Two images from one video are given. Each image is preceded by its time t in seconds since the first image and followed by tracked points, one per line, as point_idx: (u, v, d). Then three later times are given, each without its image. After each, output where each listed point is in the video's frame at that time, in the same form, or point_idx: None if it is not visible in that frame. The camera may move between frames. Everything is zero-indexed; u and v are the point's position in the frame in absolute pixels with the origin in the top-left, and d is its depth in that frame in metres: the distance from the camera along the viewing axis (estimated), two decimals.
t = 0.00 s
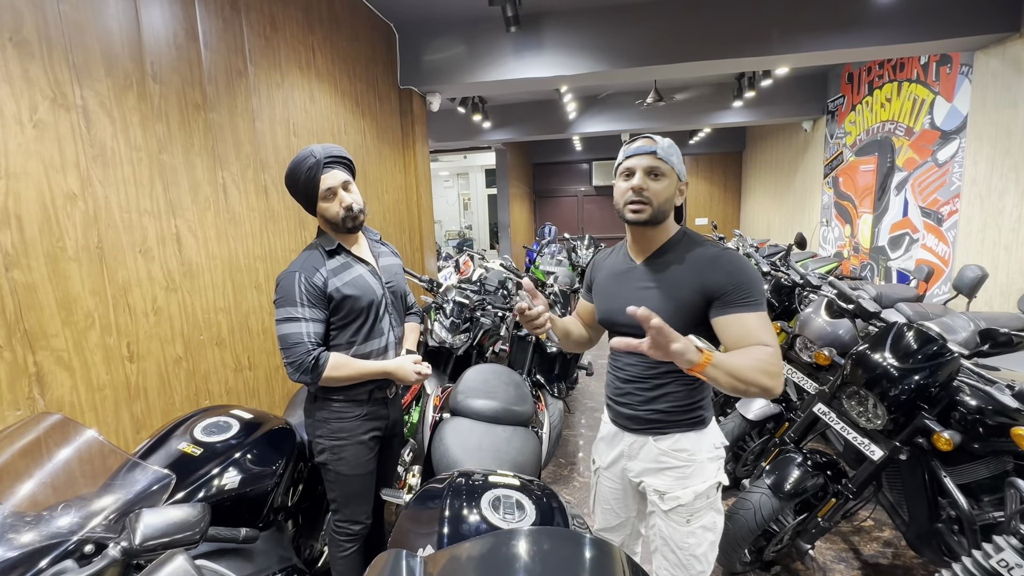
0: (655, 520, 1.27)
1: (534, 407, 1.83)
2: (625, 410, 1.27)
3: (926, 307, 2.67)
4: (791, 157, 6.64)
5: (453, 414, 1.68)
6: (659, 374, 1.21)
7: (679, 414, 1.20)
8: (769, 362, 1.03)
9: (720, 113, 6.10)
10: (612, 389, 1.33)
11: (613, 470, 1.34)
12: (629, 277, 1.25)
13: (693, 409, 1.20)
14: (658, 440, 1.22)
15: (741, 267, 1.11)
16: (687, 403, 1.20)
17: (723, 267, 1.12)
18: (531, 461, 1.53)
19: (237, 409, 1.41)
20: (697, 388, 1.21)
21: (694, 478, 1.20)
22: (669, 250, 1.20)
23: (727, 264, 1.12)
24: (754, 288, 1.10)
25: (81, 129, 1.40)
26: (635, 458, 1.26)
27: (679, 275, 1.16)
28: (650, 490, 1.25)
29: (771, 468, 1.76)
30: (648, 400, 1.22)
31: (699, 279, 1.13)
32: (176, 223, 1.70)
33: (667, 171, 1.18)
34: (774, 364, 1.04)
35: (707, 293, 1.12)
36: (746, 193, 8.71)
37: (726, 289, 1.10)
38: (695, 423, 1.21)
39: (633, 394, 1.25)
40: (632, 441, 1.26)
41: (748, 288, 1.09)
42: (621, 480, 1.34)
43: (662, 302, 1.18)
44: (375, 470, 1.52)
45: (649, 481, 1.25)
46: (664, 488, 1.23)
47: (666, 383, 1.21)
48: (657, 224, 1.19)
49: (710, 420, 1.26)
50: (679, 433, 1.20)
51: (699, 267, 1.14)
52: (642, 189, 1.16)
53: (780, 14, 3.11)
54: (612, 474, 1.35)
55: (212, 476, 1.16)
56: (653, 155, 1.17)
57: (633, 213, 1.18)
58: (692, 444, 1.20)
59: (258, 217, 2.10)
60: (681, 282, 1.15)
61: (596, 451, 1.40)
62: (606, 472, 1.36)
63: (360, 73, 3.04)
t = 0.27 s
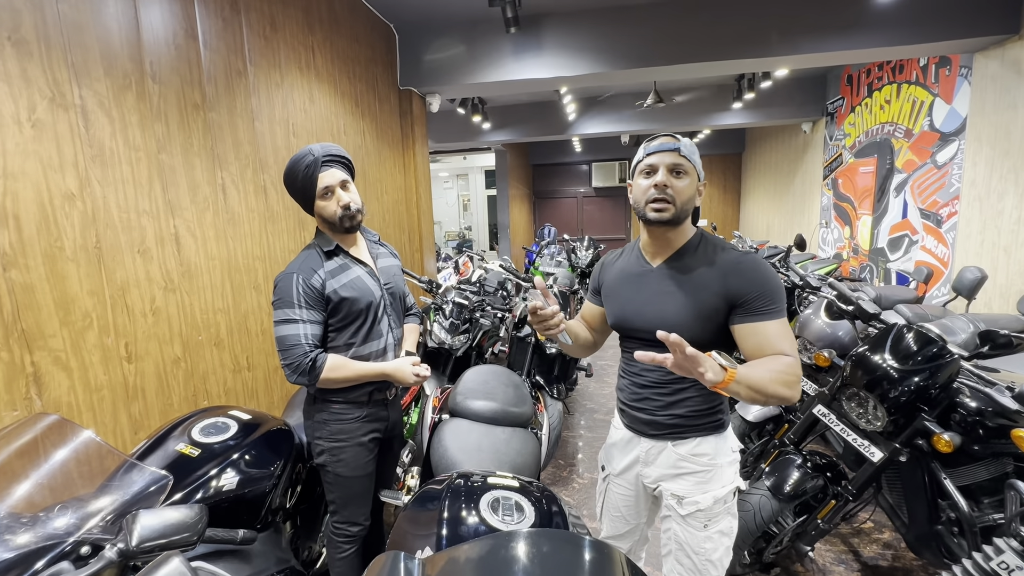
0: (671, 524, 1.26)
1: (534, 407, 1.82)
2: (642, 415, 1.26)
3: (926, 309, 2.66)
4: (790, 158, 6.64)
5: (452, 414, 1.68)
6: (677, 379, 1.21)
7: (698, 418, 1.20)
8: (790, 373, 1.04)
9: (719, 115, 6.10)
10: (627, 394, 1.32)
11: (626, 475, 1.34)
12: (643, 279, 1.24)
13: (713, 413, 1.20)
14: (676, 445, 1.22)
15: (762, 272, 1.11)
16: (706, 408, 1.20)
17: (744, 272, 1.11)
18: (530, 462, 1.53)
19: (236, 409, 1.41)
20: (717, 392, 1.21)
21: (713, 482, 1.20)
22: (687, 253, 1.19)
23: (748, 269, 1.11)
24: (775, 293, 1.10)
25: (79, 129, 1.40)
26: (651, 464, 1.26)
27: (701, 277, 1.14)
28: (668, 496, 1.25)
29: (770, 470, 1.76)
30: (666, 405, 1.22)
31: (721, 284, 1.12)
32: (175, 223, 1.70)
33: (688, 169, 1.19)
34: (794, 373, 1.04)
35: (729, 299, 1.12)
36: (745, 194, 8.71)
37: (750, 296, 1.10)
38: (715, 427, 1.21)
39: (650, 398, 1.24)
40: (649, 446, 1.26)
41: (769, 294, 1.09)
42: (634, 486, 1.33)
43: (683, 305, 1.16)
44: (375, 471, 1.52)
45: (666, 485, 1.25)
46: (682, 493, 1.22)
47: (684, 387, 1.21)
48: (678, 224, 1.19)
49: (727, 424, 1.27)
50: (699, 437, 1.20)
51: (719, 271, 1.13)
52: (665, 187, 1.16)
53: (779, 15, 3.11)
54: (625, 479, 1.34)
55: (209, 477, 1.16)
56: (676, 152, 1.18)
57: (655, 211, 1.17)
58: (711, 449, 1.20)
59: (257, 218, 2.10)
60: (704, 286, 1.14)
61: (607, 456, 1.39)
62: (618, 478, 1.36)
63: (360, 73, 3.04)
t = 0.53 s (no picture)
0: (675, 529, 1.26)
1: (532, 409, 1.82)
2: (648, 419, 1.26)
3: (923, 311, 2.67)
4: (788, 161, 6.66)
5: (451, 416, 1.67)
6: (684, 383, 1.21)
7: (705, 423, 1.20)
8: (797, 378, 1.04)
9: (718, 117, 6.12)
10: (633, 397, 1.31)
11: (630, 479, 1.34)
12: (651, 282, 1.24)
13: (720, 418, 1.20)
14: (682, 449, 1.21)
15: (773, 276, 1.11)
16: (714, 412, 1.20)
17: (755, 275, 1.11)
18: (529, 464, 1.52)
19: (234, 411, 1.40)
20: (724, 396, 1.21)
21: (719, 488, 1.20)
22: (696, 255, 1.19)
23: (759, 272, 1.11)
24: (785, 298, 1.10)
25: (77, 130, 1.40)
26: (656, 468, 1.26)
27: (711, 280, 1.14)
28: (673, 500, 1.24)
29: (768, 472, 1.76)
30: (673, 408, 1.22)
31: (730, 287, 1.12)
32: (173, 224, 1.70)
33: (700, 170, 1.19)
34: (801, 378, 1.04)
35: (737, 302, 1.12)
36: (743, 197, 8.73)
37: (759, 299, 1.10)
38: (722, 432, 1.21)
39: (657, 402, 1.24)
40: (655, 450, 1.25)
41: (779, 299, 1.09)
42: (637, 490, 1.33)
43: (690, 307, 1.16)
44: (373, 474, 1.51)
45: (671, 490, 1.24)
46: (687, 498, 1.22)
47: (691, 392, 1.21)
48: (688, 225, 1.19)
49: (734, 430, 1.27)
50: (706, 442, 1.20)
51: (730, 273, 1.13)
52: (677, 186, 1.16)
53: (777, 18, 3.13)
54: (629, 483, 1.34)
55: (207, 480, 1.15)
56: (688, 153, 1.18)
57: (666, 211, 1.17)
58: (717, 454, 1.20)
59: (256, 219, 2.10)
60: (714, 289, 1.14)
61: (611, 459, 1.39)
62: (622, 481, 1.36)
63: (360, 75, 3.05)
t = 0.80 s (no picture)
0: (677, 533, 1.26)
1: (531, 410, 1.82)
2: (651, 421, 1.26)
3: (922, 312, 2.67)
4: (787, 162, 6.67)
5: (450, 417, 1.67)
6: (688, 387, 1.21)
7: (708, 427, 1.19)
8: (799, 382, 1.03)
9: (716, 119, 6.13)
10: (637, 399, 1.32)
11: (632, 481, 1.34)
12: (656, 283, 1.24)
13: (724, 423, 1.20)
14: (685, 453, 1.21)
15: (780, 278, 1.10)
16: (719, 416, 1.19)
17: (762, 277, 1.10)
18: (529, 465, 1.52)
19: (232, 412, 1.40)
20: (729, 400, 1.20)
21: (722, 493, 1.19)
22: (700, 257, 1.19)
23: (767, 274, 1.10)
24: (792, 301, 1.08)
25: (76, 130, 1.39)
26: (659, 471, 1.26)
27: (715, 282, 1.14)
28: (675, 504, 1.24)
29: (767, 473, 1.75)
30: (676, 412, 1.22)
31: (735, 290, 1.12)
32: (172, 225, 1.69)
33: (701, 173, 1.18)
34: (803, 381, 1.03)
35: (741, 304, 1.11)
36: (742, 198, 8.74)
37: (764, 301, 1.09)
38: (726, 437, 1.20)
39: (660, 405, 1.24)
40: (657, 453, 1.25)
41: (786, 302, 1.08)
42: (639, 492, 1.33)
43: (695, 310, 1.16)
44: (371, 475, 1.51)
45: (674, 493, 1.24)
46: (689, 502, 1.22)
47: (695, 396, 1.20)
48: (692, 229, 1.19)
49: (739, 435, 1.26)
50: (709, 446, 1.19)
51: (736, 275, 1.13)
52: (678, 192, 1.16)
53: (775, 20, 3.14)
54: (631, 486, 1.34)
55: (205, 481, 1.15)
56: (689, 157, 1.17)
57: (669, 216, 1.17)
58: (720, 459, 1.19)
59: (255, 220, 2.09)
60: (719, 292, 1.13)
61: (615, 462, 1.39)
62: (625, 484, 1.36)
63: (359, 76, 3.05)
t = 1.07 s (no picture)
0: (676, 536, 1.25)
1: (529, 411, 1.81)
2: (651, 423, 1.26)
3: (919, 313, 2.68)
4: (785, 164, 6.69)
5: (448, 419, 1.67)
6: (688, 390, 1.19)
7: (708, 431, 1.18)
8: (790, 381, 1.01)
9: (714, 121, 6.15)
10: (637, 400, 1.32)
11: (632, 483, 1.33)
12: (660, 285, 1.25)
13: (723, 427, 1.19)
14: (684, 456, 1.21)
15: (780, 281, 1.09)
16: (718, 420, 1.18)
17: (762, 280, 1.09)
18: (528, 467, 1.51)
19: (230, 414, 1.39)
20: (729, 404, 1.19)
21: (721, 498, 1.19)
22: (702, 260, 1.18)
23: (768, 278, 1.09)
24: (791, 304, 1.07)
25: (72, 131, 1.39)
26: (658, 474, 1.26)
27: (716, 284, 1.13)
28: (673, 508, 1.24)
29: (766, 475, 1.75)
30: (676, 414, 1.21)
31: (736, 293, 1.11)
32: (169, 226, 1.69)
33: (691, 182, 1.15)
34: (796, 381, 1.02)
35: (739, 304, 1.11)
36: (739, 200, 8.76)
37: (764, 304, 1.08)
38: (726, 441, 1.19)
39: (659, 407, 1.24)
40: (657, 455, 1.25)
41: (785, 304, 1.06)
42: (638, 495, 1.33)
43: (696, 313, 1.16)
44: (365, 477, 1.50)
45: (673, 497, 1.24)
46: (688, 506, 1.21)
47: (694, 399, 1.19)
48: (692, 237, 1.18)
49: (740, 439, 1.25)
50: (708, 450, 1.19)
51: (737, 277, 1.12)
52: (667, 209, 1.14)
53: (773, 22, 3.14)
54: (631, 488, 1.34)
55: (202, 483, 1.14)
56: (673, 169, 1.14)
57: (664, 232, 1.16)
58: (719, 463, 1.19)
59: (252, 221, 2.09)
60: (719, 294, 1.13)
61: (615, 464, 1.39)
62: (624, 486, 1.36)
63: (357, 77, 3.04)
